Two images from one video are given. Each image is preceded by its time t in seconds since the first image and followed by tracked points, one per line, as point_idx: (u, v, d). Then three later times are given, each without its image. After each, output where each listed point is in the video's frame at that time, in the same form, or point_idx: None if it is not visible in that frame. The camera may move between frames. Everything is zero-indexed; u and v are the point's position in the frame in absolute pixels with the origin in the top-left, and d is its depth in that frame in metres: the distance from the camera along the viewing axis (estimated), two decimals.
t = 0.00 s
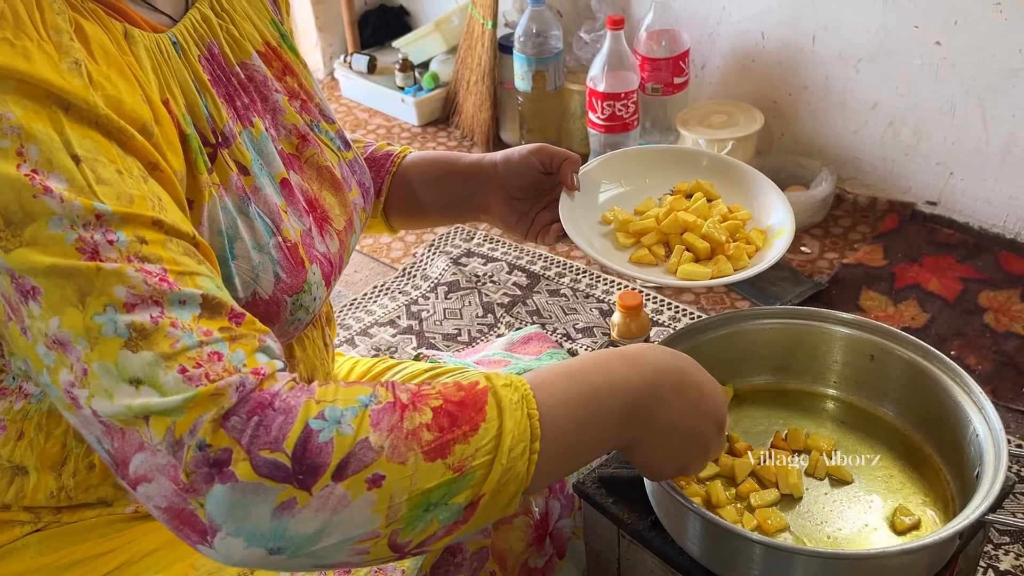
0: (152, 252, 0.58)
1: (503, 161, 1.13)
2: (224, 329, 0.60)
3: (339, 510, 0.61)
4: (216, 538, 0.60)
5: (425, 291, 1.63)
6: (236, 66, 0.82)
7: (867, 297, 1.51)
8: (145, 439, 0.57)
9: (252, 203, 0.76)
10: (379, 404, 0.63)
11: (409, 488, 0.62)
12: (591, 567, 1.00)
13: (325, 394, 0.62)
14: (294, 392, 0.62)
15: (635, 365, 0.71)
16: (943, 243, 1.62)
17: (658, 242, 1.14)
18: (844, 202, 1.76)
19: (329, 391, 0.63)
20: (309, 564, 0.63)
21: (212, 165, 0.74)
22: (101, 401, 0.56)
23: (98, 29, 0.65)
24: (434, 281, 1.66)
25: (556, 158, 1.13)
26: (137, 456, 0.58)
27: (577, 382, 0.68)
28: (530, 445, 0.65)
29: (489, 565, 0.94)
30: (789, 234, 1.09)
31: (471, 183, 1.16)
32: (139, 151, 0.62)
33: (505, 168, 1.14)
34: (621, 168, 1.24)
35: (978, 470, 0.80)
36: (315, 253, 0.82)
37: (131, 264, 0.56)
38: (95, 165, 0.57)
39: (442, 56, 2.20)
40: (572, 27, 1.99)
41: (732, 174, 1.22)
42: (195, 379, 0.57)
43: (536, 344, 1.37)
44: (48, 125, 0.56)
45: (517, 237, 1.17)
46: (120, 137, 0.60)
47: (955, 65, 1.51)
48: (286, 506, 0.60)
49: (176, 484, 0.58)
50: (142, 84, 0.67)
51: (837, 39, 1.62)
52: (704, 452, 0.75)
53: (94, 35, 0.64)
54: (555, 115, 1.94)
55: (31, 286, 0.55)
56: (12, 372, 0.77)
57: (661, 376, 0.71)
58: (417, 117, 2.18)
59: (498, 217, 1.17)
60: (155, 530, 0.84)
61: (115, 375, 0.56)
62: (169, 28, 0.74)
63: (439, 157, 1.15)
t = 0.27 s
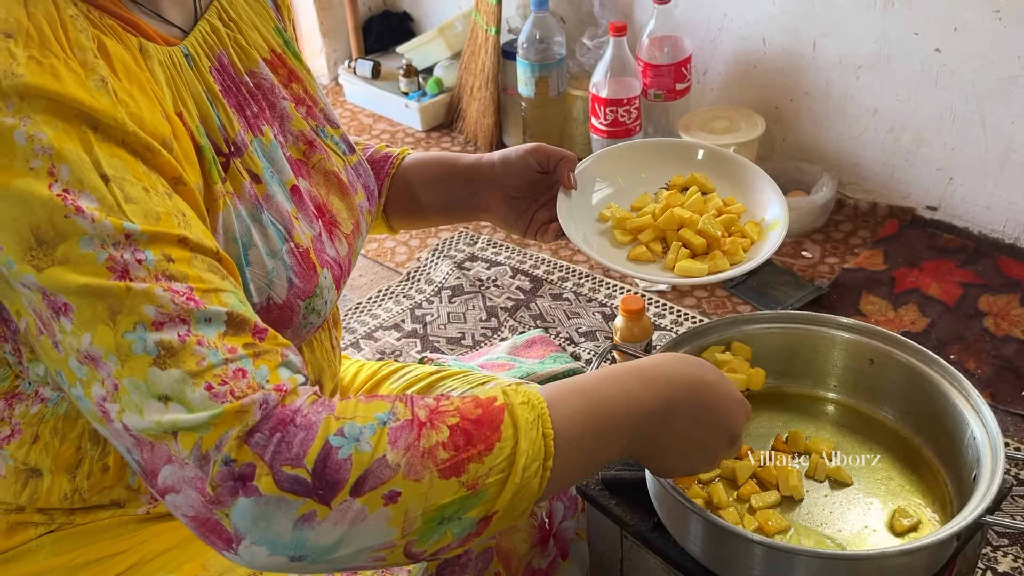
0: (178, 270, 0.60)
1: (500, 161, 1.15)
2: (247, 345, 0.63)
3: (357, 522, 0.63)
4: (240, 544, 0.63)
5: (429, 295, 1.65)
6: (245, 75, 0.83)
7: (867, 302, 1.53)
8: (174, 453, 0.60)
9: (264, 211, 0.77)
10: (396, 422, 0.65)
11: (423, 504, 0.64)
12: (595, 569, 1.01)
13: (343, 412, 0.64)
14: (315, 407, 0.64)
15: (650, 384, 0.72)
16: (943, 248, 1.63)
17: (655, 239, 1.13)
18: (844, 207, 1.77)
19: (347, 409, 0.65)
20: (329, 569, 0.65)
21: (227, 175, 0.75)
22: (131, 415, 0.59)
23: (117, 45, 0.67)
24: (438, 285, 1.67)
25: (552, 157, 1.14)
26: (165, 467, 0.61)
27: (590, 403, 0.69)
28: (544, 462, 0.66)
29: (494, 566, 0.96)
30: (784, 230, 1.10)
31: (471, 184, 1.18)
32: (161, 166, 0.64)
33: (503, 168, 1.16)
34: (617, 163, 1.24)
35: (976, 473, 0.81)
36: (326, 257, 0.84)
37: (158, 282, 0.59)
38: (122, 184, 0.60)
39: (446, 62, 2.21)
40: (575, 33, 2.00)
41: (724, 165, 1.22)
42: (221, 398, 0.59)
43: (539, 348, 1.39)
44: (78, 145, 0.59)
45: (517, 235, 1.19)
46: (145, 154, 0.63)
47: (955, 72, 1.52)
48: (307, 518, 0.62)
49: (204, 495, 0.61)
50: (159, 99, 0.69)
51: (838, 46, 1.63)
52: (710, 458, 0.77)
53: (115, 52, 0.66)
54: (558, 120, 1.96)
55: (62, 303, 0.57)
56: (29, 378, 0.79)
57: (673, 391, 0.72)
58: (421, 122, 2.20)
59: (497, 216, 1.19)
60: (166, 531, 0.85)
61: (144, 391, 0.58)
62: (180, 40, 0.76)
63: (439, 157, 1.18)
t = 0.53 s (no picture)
0: (161, 285, 0.61)
1: (504, 183, 1.17)
2: (223, 363, 0.63)
3: (315, 543, 0.63)
4: (205, 563, 0.64)
5: (433, 298, 1.66)
6: (255, 82, 0.84)
7: (868, 306, 1.54)
8: (140, 472, 0.60)
9: (271, 216, 0.78)
10: (353, 439, 0.64)
11: (383, 520, 0.64)
12: (597, 569, 1.02)
13: (300, 429, 0.63)
14: (273, 427, 0.63)
15: (626, 370, 0.69)
16: (944, 252, 1.64)
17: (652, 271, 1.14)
18: (846, 211, 1.78)
19: (306, 425, 0.64)
20: None
21: (235, 180, 0.76)
22: (104, 431, 0.60)
23: (126, 53, 0.68)
24: (442, 288, 1.68)
25: (555, 183, 1.15)
26: (134, 485, 0.62)
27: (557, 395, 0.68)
28: (510, 464, 0.65)
29: (498, 566, 0.97)
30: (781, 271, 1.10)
31: (472, 204, 1.19)
32: (158, 177, 0.66)
33: (505, 190, 1.17)
34: (620, 194, 1.24)
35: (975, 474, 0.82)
36: (332, 262, 0.85)
37: (139, 298, 0.60)
38: (115, 198, 0.61)
39: (449, 67, 2.23)
40: (578, 38, 2.02)
41: (728, 200, 1.23)
42: (186, 416, 0.60)
43: (543, 350, 1.40)
44: (75, 158, 0.60)
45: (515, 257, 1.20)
46: (143, 166, 0.64)
47: (955, 78, 1.53)
48: (264, 540, 0.63)
49: (164, 516, 0.62)
50: (166, 106, 0.70)
51: (839, 52, 1.65)
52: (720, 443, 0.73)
53: (124, 61, 0.68)
54: (561, 125, 1.97)
55: (46, 314, 0.59)
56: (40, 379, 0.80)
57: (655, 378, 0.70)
58: (425, 126, 2.21)
59: (497, 237, 1.20)
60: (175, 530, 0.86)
61: (116, 407, 0.59)
62: (192, 48, 0.77)
63: (444, 175, 1.19)
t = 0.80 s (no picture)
0: (154, 290, 0.62)
1: (516, 212, 1.16)
2: (208, 366, 0.64)
3: (297, 524, 0.64)
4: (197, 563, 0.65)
5: (436, 301, 1.67)
6: (262, 90, 0.85)
7: (869, 309, 1.54)
8: (127, 477, 0.62)
9: (272, 222, 0.79)
10: (314, 416, 0.66)
11: (357, 487, 0.65)
12: (600, 569, 1.03)
13: (265, 419, 0.65)
14: (245, 417, 0.64)
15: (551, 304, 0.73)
16: (945, 256, 1.65)
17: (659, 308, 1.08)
18: (847, 215, 1.79)
19: (268, 414, 0.65)
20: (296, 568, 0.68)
21: (236, 186, 0.77)
22: (91, 435, 0.61)
23: (132, 58, 0.69)
24: (445, 290, 1.69)
25: (568, 215, 1.14)
26: (124, 489, 0.63)
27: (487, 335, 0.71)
28: (457, 403, 0.68)
29: (501, 565, 0.98)
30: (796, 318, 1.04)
31: (483, 230, 1.18)
32: (161, 183, 0.66)
33: (517, 218, 1.16)
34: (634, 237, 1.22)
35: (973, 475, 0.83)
36: (332, 269, 0.86)
37: (132, 302, 0.60)
38: (114, 205, 0.62)
39: (453, 71, 2.24)
40: (581, 43, 2.03)
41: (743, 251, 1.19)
42: (172, 416, 0.61)
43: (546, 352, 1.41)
44: (76, 164, 0.61)
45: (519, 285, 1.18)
46: (145, 173, 0.65)
47: (956, 83, 1.55)
48: (247, 534, 0.64)
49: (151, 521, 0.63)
50: (170, 111, 0.71)
51: (840, 57, 1.66)
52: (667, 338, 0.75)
53: (130, 66, 0.69)
54: (564, 129, 1.98)
55: (36, 319, 0.60)
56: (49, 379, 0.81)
57: (584, 310, 0.73)
58: (428, 130, 2.23)
59: (503, 264, 1.18)
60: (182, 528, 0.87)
61: (103, 410, 0.60)
62: (199, 54, 0.78)
63: (458, 201, 1.19)
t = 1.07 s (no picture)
0: (178, 286, 0.62)
1: (522, 217, 1.17)
2: (241, 359, 0.64)
3: (330, 525, 0.63)
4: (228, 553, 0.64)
5: (440, 304, 1.68)
6: (270, 95, 0.86)
7: (870, 315, 1.55)
8: (164, 466, 0.61)
9: (283, 225, 0.80)
10: (364, 422, 0.66)
11: (395, 496, 0.64)
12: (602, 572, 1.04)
13: (315, 417, 0.65)
14: (290, 416, 0.64)
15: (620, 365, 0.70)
16: (946, 263, 1.66)
17: (663, 311, 1.07)
18: (849, 222, 1.80)
19: (319, 414, 0.65)
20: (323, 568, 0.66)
21: (248, 189, 0.79)
22: (129, 428, 0.61)
23: (146, 64, 0.70)
24: (448, 294, 1.71)
25: (574, 222, 1.16)
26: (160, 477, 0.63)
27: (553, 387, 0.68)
28: (509, 433, 0.66)
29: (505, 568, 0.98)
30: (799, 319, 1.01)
31: (489, 235, 1.20)
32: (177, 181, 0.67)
33: (523, 224, 1.18)
34: (641, 240, 1.20)
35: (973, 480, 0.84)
36: (341, 272, 0.87)
37: (156, 300, 0.61)
38: (133, 205, 0.62)
39: (457, 76, 2.25)
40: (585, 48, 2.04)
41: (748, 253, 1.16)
42: (207, 411, 0.61)
43: (548, 357, 1.42)
44: (94, 167, 0.62)
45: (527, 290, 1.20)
46: (162, 172, 0.66)
47: (957, 91, 1.56)
48: (281, 525, 0.63)
49: (189, 509, 0.62)
50: (184, 116, 0.72)
51: (842, 64, 1.67)
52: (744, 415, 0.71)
53: (144, 71, 0.69)
54: (567, 135, 1.99)
55: (67, 319, 0.61)
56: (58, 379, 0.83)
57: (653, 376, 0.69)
58: (432, 134, 2.24)
59: (511, 269, 1.20)
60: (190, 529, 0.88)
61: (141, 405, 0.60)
62: (210, 61, 0.79)
63: (465, 205, 1.20)
